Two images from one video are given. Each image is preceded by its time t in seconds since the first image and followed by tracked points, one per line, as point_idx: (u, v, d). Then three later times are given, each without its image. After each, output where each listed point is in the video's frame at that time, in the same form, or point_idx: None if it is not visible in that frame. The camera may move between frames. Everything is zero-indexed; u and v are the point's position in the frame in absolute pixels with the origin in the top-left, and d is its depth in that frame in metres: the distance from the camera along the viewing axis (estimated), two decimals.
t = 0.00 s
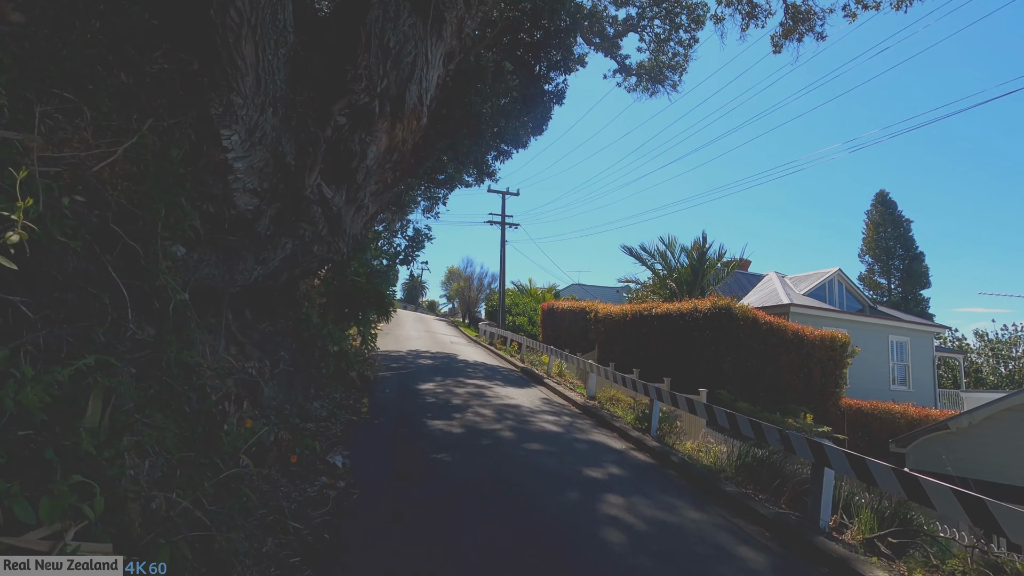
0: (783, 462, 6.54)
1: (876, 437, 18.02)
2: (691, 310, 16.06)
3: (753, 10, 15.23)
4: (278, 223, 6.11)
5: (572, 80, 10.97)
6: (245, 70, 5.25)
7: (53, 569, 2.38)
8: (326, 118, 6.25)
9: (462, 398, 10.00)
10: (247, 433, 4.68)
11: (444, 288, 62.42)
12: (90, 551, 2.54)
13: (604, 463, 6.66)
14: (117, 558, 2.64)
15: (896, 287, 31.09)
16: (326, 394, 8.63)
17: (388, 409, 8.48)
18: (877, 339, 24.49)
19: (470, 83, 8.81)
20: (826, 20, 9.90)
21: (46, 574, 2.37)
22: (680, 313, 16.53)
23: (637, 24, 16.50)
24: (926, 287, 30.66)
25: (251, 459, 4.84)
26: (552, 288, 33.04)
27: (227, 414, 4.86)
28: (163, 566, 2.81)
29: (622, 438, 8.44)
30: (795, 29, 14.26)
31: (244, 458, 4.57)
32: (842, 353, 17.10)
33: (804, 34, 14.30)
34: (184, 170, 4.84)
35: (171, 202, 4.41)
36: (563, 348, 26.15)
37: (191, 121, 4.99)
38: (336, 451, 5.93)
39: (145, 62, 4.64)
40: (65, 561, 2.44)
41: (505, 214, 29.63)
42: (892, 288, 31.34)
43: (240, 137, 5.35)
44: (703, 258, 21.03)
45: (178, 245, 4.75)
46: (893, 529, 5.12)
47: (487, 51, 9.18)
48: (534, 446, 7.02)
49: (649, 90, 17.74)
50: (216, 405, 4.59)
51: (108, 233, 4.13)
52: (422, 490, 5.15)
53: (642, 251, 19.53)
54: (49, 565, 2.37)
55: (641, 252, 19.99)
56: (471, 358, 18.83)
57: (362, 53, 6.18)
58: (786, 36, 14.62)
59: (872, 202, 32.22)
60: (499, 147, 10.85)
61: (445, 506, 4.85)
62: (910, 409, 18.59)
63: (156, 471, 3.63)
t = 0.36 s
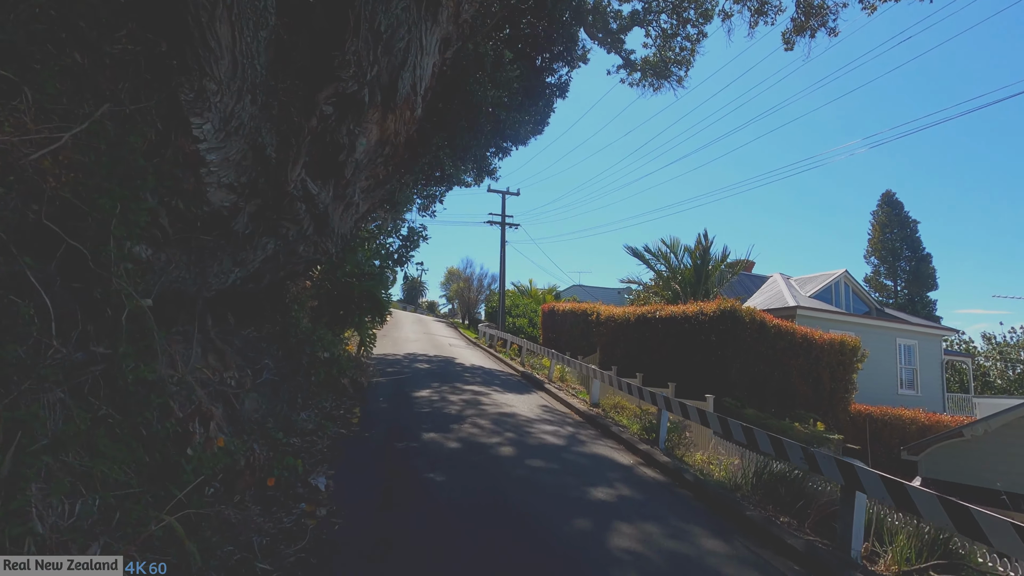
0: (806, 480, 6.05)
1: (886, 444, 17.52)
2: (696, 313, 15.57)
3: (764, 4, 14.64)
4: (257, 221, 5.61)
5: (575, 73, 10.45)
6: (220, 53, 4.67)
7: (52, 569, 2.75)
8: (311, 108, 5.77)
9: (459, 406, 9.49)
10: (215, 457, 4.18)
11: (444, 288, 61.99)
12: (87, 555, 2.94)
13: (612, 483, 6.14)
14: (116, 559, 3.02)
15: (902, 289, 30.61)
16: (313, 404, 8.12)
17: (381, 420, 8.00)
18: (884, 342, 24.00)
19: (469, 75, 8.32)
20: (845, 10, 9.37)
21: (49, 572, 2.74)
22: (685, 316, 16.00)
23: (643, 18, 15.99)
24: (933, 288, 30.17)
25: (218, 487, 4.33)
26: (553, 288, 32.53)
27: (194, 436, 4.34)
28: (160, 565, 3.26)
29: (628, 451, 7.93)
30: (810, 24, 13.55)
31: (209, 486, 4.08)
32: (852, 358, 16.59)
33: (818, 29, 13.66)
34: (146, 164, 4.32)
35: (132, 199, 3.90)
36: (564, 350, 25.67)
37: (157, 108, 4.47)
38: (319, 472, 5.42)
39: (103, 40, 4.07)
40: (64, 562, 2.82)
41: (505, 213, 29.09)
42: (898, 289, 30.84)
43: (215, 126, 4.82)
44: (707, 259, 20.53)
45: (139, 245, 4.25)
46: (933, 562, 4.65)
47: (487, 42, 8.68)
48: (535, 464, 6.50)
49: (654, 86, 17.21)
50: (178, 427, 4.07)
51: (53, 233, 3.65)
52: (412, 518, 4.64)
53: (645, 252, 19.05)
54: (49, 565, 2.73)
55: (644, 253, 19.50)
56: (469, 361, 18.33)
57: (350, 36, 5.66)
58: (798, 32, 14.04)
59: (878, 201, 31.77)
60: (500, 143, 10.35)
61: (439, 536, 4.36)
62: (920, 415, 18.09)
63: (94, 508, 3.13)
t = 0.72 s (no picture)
0: (834, 485, 5.69)
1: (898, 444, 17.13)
2: (705, 311, 15.19)
3: None
4: (249, 209, 5.25)
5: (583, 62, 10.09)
6: (209, 28, 4.31)
7: (53, 568, 2.71)
8: (307, 90, 5.43)
9: (463, 406, 9.13)
10: (202, 464, 3.83)
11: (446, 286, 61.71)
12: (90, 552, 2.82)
13: (627, 489, 5.78)
14: (117, 558, 2.88)
15: (911, 286, 30.17)
16: (311, 404, 7.76)
17: (382, 420, 7.66)
18: (894, 339, 23.59)
19: (474, 61, 7.96)
20: None
21: (48, 572, 2.69)
22: (694, 314, 15.61)
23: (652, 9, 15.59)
24: (943, 286, 29.72)
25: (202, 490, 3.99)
26: (556, 286, 32.16)
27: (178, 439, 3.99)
28: (161, 565, 3.08)
29: (640, 453, 7.55)
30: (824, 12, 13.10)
31: (193, 495, 3.73)
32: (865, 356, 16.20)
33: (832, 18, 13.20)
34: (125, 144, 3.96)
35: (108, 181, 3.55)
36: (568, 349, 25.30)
37: (137, 85, 4.12)
38: (315, 478, 5.06)
39: (80, 10, 3.71)
40: (66, 561, 2.76)
41: (508, 211, 28.67)
42: (907, 287, 30.42)
43: (202, 107, 4.46)
44: (715, 256, 20.13)
45: (115, 230, 3.89)
46: None
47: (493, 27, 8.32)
48: (545, 468, 6.14)
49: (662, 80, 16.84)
50: (162, 431, 3.71)
51: (20, 211, 3.32)
52: (415, 528, 4.29)
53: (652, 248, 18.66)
54: (50, 564, 2.69)
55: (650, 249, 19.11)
56: (473, 360, 17.98)
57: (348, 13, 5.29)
58: (810, 22, 13.64)
59: (887, 197, 31.32)
60: (505, 134, 9.98)
61: (445, 548, 4.02)
62: (933, 414, 17.71)
63: (55, 527, 2.73)
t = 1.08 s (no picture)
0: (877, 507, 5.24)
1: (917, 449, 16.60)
2: (718, 313, 14.74)
3: None
4: (240, 209, 4.80)
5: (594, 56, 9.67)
6: (193, 9, 3.90)
7: (53, 569, 2.59)
8: (303, 80, 5.01)
9: (470, 416, 8.69)
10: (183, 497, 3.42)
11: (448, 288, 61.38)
12: (90, 553, 2.78)
13: (651, 510, 5.33)
14: (116, 558, 2.87)
15: (921, 286, 29.67)
16: (310, 416, 7.32)
17: (385, 433, 7.23)
18: (907, 341, 23.11)
19: (480, 53, 7.55)
20: None
21: (47, 573, 2.57)
22: (705, 316, 15.17)
23: (661, 6, 15.18)
24: (954, 286, 29.20)
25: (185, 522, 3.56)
26: (560, 288, 31.76)
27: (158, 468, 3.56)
28: (158, 566, 3.17)
29: (660, 467, 7.11)
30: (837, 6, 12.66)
31: (172, 531, 3.31)
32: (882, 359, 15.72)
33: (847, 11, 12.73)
34: (97, 136, 3.53)
35: (71, 179, 3.12)
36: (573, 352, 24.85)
37: (112, 72, 3.69)
38: (313, 503, 4.62)
39: None
40: (65, 562, 2.64)
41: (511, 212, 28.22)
42: (917, 287, 29.93)
43: (187, 96, 4.03)
44: (724, 256, 19.69)
45: (82, 232, 3.44)
46: None
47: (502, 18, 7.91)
48: (562, 487, 5.69)
49: (672, 79, 16.41)
50: (139, 460, 3.29)
51: None
52: (423, 562, 3.84)
53: (661, 249, 18.23)
54: (49, 565, 2.57)
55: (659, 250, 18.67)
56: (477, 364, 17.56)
57: None
58: (825, 15, 13.19)
59: (896, 196, 30.88)
60: (513, 131, 9.57)
61: None
62: (950, 418, 17.24)
63: (33, 549, 2.48)
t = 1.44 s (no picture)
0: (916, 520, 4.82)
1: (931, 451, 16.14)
2: (726, 311, 14.31)
3: None
4: (219, 193, 4.35)
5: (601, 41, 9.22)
6: None
7: (53, 569, 2.53)
8: (290, 54, 4.55)
9: (472, 419, 8.25)
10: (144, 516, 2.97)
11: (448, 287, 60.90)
12: (88, 552, 2.66)
13: (671, 524, 4.89)
14: (117, 558, 2.74)
15: (928, 284, 29.24)
16: (302, 420, 6.87)
17: (382, 438, 6.79)
18: (915, 339, 22.70)
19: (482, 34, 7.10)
20: None
21: (47, 573, 2.52)
22: (713, 314, 14.74)
23: None
24: (962, 283, 28.78)
25: (150, 553, 3.09)
26: (561, 287, 31.33)
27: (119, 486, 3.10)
28: (161, 565, 3.05)
29: (674, 475, 6.67)
30: None
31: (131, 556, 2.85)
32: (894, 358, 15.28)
33: None
34: (48, 106, 3.08)
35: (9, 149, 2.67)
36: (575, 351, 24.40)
37: (68, 34, 3.24)
38: (301, 519, 4.17)
39: None
40: (65, 562, 2.58)
41: (511, 209, 27.75)
42: (923, 285, 29.51)
43: (158, 67, 3.56)
44: (730, 253, 19.25)
45: (28, 213, 2.99)
46: None
47: None
48: (573, 496, 5.24)
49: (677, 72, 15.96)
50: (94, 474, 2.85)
51: None
52: None
53: (665, 247, 17.81)
54: (49, 565, 2.52)
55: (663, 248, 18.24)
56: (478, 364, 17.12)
57: None
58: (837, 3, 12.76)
59: (901, 193, 30.46)
60: (517, 119, 9.12)
61: None
62: (962, 418, 16.82)
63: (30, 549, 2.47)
